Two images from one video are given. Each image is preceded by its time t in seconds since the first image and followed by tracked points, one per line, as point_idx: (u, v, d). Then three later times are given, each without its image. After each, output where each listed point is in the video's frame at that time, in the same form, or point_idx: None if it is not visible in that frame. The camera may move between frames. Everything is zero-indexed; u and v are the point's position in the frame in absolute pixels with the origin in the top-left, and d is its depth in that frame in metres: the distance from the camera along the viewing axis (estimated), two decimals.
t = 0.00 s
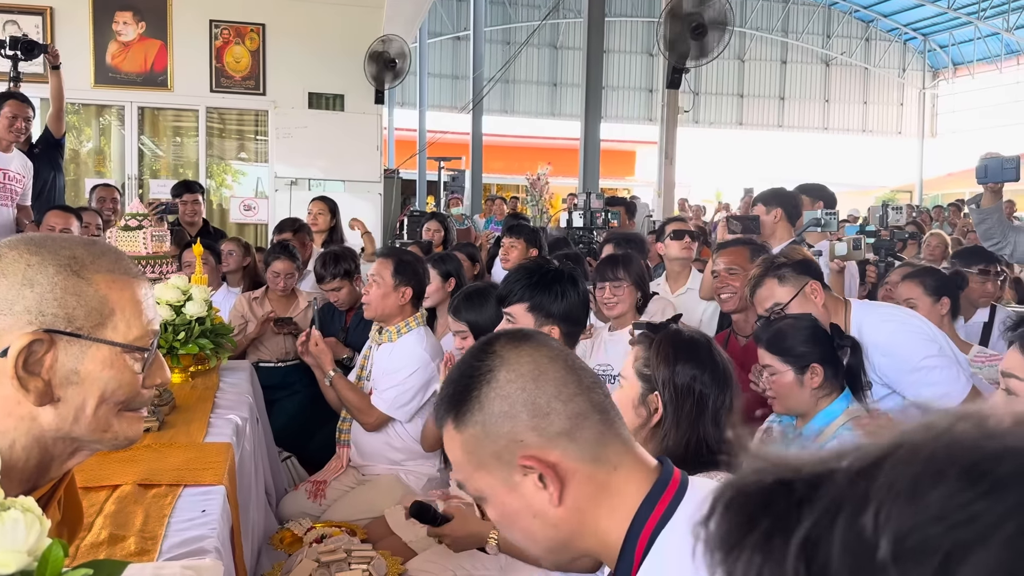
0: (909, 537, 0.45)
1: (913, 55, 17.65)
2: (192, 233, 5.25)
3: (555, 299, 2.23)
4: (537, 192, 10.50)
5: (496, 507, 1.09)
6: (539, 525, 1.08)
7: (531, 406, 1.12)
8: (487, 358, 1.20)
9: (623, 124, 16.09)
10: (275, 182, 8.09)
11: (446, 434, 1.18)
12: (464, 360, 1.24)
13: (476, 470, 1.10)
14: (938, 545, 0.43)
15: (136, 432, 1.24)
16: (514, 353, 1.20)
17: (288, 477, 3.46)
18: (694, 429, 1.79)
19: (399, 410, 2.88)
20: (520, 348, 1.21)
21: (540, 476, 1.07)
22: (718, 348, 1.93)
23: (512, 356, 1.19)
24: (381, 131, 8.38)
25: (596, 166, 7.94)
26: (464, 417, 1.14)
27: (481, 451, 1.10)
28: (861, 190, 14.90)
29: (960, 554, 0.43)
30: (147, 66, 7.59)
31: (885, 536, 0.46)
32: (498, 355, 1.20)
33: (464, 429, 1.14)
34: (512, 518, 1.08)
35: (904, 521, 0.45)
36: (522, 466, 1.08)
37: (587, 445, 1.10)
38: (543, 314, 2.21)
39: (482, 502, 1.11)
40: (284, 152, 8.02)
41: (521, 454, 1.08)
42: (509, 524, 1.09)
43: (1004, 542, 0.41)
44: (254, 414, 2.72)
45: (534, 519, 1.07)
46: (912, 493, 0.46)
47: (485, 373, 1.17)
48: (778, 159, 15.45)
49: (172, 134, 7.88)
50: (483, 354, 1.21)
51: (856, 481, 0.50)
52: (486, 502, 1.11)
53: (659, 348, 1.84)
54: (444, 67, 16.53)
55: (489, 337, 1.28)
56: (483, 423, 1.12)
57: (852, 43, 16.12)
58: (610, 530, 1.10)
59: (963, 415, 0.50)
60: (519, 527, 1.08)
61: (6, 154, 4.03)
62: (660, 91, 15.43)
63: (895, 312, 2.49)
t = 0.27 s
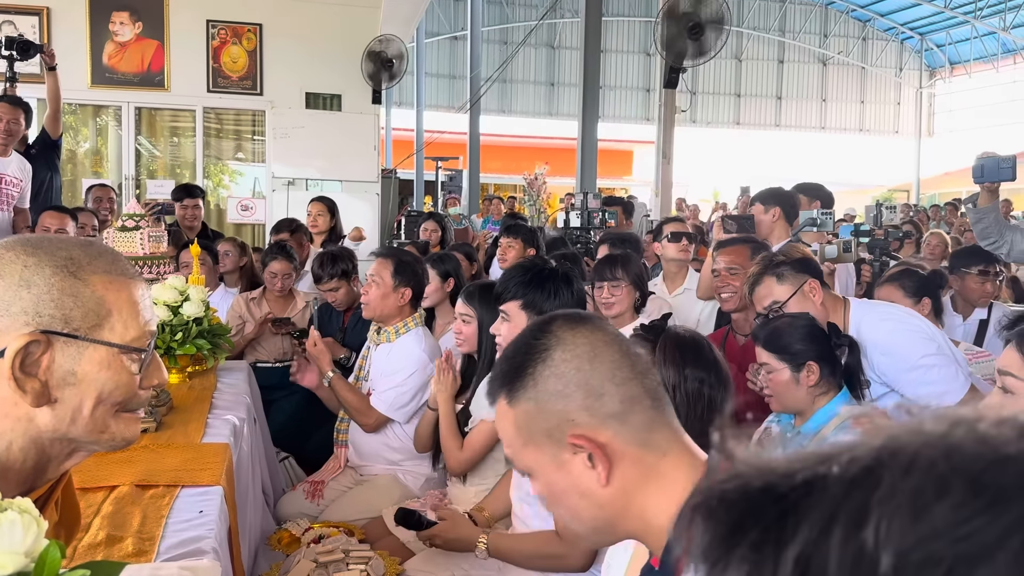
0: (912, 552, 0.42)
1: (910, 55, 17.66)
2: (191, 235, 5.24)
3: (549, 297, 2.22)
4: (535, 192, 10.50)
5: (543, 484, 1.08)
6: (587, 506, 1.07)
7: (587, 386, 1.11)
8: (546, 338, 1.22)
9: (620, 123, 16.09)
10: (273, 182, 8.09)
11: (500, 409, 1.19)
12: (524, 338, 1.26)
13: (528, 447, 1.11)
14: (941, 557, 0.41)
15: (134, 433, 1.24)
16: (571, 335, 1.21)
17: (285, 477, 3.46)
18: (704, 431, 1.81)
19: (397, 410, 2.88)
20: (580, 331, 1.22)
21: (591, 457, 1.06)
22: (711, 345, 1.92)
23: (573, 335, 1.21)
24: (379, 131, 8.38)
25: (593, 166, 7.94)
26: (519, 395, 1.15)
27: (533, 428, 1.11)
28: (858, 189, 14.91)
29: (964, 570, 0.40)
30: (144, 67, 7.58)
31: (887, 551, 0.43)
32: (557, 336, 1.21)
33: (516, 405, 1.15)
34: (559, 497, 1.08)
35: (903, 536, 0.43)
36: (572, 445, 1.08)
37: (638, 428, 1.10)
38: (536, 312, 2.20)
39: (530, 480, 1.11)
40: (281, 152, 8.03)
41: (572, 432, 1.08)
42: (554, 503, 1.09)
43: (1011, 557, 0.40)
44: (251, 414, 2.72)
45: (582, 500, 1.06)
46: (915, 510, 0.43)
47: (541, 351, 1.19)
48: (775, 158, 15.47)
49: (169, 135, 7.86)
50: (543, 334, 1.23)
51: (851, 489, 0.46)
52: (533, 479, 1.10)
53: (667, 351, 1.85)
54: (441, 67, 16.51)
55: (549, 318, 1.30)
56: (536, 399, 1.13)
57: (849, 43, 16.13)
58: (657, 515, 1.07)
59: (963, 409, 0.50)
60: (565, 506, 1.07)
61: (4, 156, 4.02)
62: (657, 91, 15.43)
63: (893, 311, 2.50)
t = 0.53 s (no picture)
0: (929, 557, 0.41)
1: (907, 54, 17.66)
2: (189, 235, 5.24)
3: (537, 296, 2.21)
4: (532, 192, 10.49)
5: (640, 464, 1.07)
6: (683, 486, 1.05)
7: (689, 365, 1.14)
8: (642, 318, 1.25)
9: (617, 123, 16.09)
10: (270, 183, 8.08)
11: (589, 386, 1.19)
12: (617, 318, 1.29)
13: (627, 424, 1.10)
14: (959, 560, 0.40)
15: (130, 435, 1.23)
16: (666, 316, 1.25)
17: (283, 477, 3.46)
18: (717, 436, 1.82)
19: (396, 411, 2.88)
20: (674, 313, 1.26)
21: (697, 433, 1.06)
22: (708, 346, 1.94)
23: (666, 316, 1.24)
24: (376, 132, 8.36)
25: (591, 166, 7.92)
26: (618, 370, 1.16)
27: (633, 407, 1.11)
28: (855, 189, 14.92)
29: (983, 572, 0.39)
30: (141, 67, 7.57)
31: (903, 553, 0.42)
32: (651, 317, 1.25)
33: (614, 381, 1.16)
34: (657, 477, 1.06)
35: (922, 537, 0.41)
36: (675, 424, 1.08)
37: (738, 405, 1.13)
38: (524, 312, 2.19)
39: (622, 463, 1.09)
40: (279, 151, 8.01)
41: (678, 410, 1.10)
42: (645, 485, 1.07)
43: None
44: (248, 415, 2.72)
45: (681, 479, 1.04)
46: (932, 511, 0.41)
47: (640, 330, 1.22)
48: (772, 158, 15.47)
49: (166, 135, 7.85)
50: (636, 315, 1.26)
51: (865, 489, 0.45)
52: (626, 463, 1.09)
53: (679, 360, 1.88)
54: (438, 67, 16.51)
55: (637, 303, 1.33)
56: (637, 375, 1.14)
57: (845, 42, 16.13)
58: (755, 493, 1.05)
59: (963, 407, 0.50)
60: (662, 489, 1.05)
61: None
62: (654, 91, 15.45)
63: (893, 312, 2.52)
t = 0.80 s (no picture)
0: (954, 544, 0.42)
1: (905, 54, 17.66)
2: (186, 236, 5.24)
3: (534, 295, 2.21)
4: (530, 192, 10.49)
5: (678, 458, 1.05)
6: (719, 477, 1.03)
7: (732, 359, 1.15)
8: (685, 310, 1.25)
9: (615, 124, 16.09)
10: (268, 183, 8.09)
11: (626, 374, 1.19)
12: (656, 308, 1.29)
13: (666, 416, 1.09)
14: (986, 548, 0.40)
15: (127, 436, 1.23)
16: (709, 310, 1.25)
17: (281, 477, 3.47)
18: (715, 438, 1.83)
19: (397, 413, 2.87)
20: (717, 307, 1.26)
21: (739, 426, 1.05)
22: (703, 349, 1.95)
23: (708, 311, 1.25)
24: (374, 132, 8.35)
25: (589, 166, 7.90)
26: (656, 359, 1.16)
27: (673, 399, 1.10)
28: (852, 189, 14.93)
29: (1004, 560, 0.40)
30: (138, 68, 7.57)
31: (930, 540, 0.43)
32: (694, 311, 1.25)
33: (654, 371, 1.15)
34: (693, 471, 1.04)
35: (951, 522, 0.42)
36: (715, 418, 1.06)
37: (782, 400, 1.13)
38: (521, 311, 2.19)
39: (656, 455, 1.07)
40: (277, 152, 8.00)
41: (719, 402, 1.08)
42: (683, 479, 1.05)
43: None
44: (246, 415, 2.71)
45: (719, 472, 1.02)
46: (963, 498, 0.42)
47: (683, 322, 1.22)
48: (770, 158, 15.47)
49: (164, 135, 7.85)
50: (679, 308, 1.26)
51: (898, 471, 0.46)
52: (660, 456, 1.07)
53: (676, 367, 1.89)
54: (436, 68, 16.51)
55: (679, 296, 1.33)
56: (679, 366, 1.13)
57: (843, 42, 16.13)
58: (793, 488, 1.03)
59: (967, 403, 0.50)
60: (697, 482, 1.03)
61: None
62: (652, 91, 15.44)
63: (894, 315, 2.60)
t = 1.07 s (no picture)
0: (910, 516, 0.45)
1: (902, 54, 17.67)
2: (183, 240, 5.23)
3: (535, 296, 2.21)
4: (528, 193, 10.48)
5: (691, 459, 1.07)
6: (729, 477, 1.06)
7: (745, 361, 1.14)
8: (697, 310, 1.23)
9: (613, 124, 16.10)
10: (266, 184, 8.09)
11: (636, 377, 1.18)
12: (667, 307, 1.27)
13: (679, 418, 1.10)
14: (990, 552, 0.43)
15: (124, 438, 1.23)
16: (723, 309, 1.23)
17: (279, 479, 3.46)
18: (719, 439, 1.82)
19: (398, 415, 2.87)
20: (730, 308, 1.24)
21: (749, 432, 1.07)
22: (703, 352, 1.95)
23: (722, 311, 1.23)
24: (372, 133, 8.34)
25: (587, 167, 7.90)
26: (667, 363, 1.15)
27: (685, 401, 1.11)
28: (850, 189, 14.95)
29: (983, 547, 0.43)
30: (136, 69, 7.55)
31: (889, 514, 0.46)
32: (706, 310, 1.23)
33: (667, 373, 1.14)
34: (704, 473, 1.06)
35: (909, 494, 0.45)
36: (729, 420, 1.08)
37: (792, 403, 1.14)
38: (521, 312, 2.19)
39: (670, 456, 1.09)
40: (275, 152, 7.98)
41: (732, 404, 1.10)
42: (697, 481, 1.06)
43: None
44: (244, 416, 2.71)
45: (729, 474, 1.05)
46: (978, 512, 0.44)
47: (695, 321, 1.21)
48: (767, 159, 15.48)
49: (162, 136, 7.84)
50: (690, 307, 1.25)
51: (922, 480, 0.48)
52: (673, 458, 1.09)
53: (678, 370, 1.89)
54: (433, 68, 16.49)
55: (692, 294, 1.30)
56: (692, 367, 1.13)
57: (841, 43, 16.13)
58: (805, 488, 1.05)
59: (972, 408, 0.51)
60: (709, 484, 1.05)
61: None
62: (650, 91, 15.44)
63: (898, 322, 2.61)
